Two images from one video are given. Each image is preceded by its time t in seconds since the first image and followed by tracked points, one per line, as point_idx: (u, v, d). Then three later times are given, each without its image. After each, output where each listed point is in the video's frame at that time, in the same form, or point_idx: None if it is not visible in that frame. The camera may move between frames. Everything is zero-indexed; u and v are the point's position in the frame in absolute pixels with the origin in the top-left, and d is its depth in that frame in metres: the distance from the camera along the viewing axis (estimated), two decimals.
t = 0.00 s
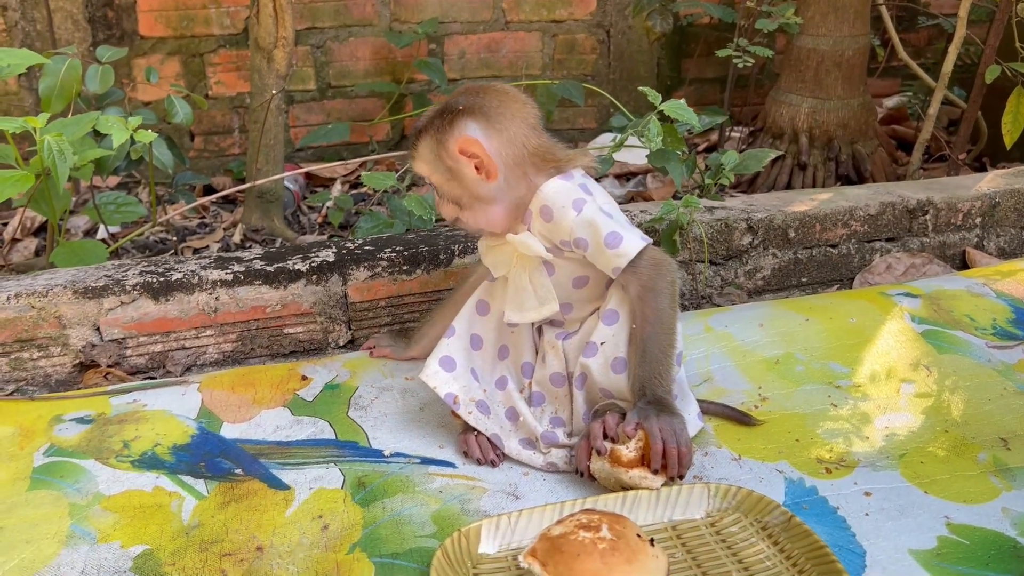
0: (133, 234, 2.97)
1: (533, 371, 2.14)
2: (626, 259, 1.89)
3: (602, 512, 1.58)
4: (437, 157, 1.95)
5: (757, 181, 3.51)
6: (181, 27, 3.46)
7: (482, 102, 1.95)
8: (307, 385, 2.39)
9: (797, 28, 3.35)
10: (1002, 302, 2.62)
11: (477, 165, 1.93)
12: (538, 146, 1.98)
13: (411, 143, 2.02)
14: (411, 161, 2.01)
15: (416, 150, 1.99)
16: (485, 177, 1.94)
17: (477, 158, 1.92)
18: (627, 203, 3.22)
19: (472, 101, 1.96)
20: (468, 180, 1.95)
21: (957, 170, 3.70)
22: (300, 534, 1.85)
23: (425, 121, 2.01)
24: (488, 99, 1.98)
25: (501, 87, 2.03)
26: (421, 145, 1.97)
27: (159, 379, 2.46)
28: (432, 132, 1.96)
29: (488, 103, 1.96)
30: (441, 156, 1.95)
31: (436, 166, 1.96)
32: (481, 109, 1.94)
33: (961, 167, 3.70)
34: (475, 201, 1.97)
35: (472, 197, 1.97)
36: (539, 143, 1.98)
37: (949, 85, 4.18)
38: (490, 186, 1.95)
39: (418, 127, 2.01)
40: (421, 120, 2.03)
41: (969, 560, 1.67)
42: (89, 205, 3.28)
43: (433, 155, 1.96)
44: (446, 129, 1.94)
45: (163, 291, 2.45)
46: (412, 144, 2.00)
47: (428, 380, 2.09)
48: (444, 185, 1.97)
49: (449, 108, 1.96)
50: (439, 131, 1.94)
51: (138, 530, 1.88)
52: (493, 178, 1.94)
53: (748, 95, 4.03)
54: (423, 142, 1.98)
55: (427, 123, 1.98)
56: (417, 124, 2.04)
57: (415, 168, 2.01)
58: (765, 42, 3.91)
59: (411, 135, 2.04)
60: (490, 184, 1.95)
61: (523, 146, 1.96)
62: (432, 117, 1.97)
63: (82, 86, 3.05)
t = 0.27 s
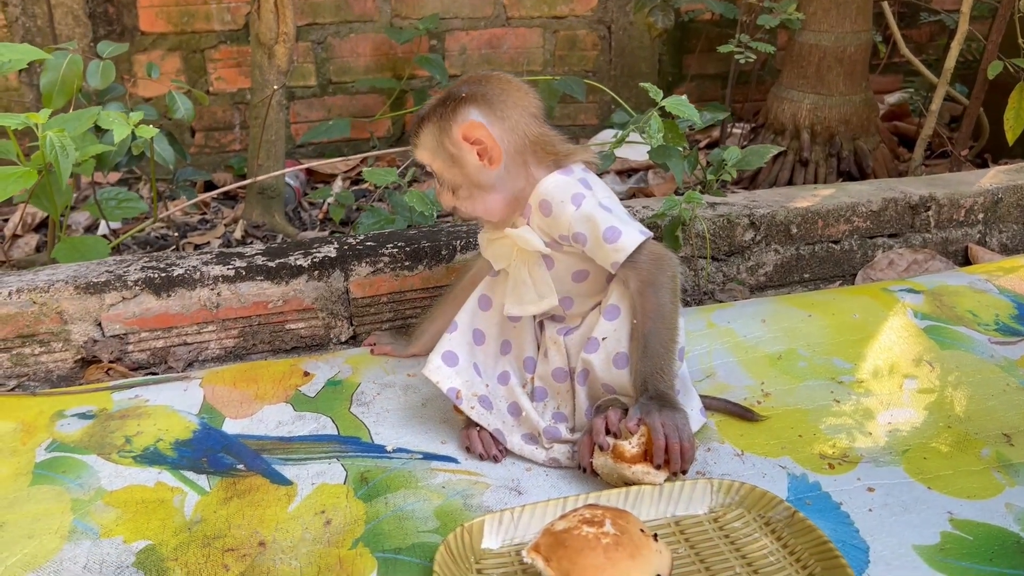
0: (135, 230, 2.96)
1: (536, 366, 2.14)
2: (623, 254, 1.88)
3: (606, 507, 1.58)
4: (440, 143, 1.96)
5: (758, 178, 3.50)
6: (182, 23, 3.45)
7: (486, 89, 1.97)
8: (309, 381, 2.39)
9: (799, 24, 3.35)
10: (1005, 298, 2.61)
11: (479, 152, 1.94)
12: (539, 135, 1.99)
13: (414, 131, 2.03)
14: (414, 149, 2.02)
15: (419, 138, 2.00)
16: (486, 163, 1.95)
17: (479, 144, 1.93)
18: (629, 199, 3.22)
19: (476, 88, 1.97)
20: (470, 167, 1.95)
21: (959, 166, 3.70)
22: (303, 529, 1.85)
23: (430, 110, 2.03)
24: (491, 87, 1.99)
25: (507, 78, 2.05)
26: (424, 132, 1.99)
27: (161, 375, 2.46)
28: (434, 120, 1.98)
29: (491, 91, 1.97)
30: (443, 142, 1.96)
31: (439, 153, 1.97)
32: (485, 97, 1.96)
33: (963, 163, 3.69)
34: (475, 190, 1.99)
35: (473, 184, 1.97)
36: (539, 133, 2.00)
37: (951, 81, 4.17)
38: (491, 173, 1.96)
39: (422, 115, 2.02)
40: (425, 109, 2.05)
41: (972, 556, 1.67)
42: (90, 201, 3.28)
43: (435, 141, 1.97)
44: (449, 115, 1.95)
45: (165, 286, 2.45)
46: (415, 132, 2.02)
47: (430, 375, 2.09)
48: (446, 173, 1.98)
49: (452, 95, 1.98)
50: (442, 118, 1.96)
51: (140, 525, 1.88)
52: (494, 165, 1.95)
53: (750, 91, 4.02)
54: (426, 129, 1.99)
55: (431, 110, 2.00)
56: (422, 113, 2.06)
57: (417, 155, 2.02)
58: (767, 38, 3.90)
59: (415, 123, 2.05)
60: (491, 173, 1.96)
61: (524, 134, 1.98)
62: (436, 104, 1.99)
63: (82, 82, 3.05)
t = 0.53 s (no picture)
0: (135, 225, 2.95)
1: (537, 360, 2.13)
2: (622, 247, 1.87)
3: (610, 501, 1.58)
4: (464, 127, 1.90)
5: (760, 173, 3.50)
6: (182, 19, 3.44)
7: (503, 71, 1.95)
8: (311, 376, 2.38)
9: (801, 19, 3.34)
10: (1008, 293, 2.61)
11: (506, 134, 1.91)
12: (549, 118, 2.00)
13: (426, 117, 1.94)
14: (426, 135, 1.92)
15: (433, 124, 1.91)
16: (512, 146, 1.92)
17: (509, 126, 1.90)
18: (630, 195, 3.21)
19: (493, 71, 1.94)
20: (496, 150, 1.92)
21: (961, 162, 3.69)
22: (305, 523, 1.85)
23: (438, 96, 1.95)
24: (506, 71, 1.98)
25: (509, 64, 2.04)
26: (444, 116, 1.91)
27: (162, 370, 2.45)
28: (453, 104, 1.92)
29: (510, 72, 1.96)
30: (467, 126, 1.90)
31: (462, 137, 1.90)
32: (506, 79, 1.94)
33: (965, 159, 3.68)
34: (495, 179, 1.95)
35: (497, 170, 1.94)
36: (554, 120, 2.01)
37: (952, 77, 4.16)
38: (514, 156, 1.93)
39: (434, 101, 1.95)
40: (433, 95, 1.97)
41: (978, 550, 1.67)
42: (90, 196, 3.27)
43: (459, 125, 1.90)
44: (474, 97, 1.91)
45: (166, 281, 2.44)
46: (428, 118, 1.92)
47: (432, 369, 2.08)
48: (468, 158, 1.92)
49: (469, 79, 1.93)
50: (467, 100, 1.91)
51: (142, 519, 1.87)
52: (521, 148, 1.92)
53: (751, 88, 4.01)
54: (444, 113, 1.91)
55: (447, 95, 1.93)
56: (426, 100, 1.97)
57: (428, 142, 1.92)
58: (768, 34, 3.89)
59: (419, 111, 1.96)
60: (514, 158, 1.94)
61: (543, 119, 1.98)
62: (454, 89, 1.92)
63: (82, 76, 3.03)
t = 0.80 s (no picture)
0: (134, 224, 2.94)
1: (541, 360, 2.13)
2: (654, 249, 1.93)
3: (614, 502, 1.57)
4: (581, 100, 1.91)
5: (759, 173, 3.50)
6: (180, 17, 3.43)
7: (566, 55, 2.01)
8: (311, 374, 2.38)
9: (800, 18, 3.34)
10: (1009, 292, 2.61)
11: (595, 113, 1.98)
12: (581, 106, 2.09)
13: (545, 85, 1.84)
14: (551, 104, 1.84)
15: (558, 93, 1.85)
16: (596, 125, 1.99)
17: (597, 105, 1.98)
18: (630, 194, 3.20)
19: (566, 53, 1.98)
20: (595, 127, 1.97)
21: (960, 161, 3.69)
22: (308, 524, 1.84)
23: (529, 67, 1.87)
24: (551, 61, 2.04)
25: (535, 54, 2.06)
26: (566, 87, 1.87)
27: (162, 369, 2.45)
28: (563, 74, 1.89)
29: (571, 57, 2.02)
30: (582, 99, 1.91)
31: (580, 110, 1.89)
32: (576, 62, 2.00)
33: (964, 158, 3.69)
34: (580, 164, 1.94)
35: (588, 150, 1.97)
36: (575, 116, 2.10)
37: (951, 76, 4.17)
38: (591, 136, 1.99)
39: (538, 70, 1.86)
40: (522, 67, 1.87)
41: (981, 549, 1.67)
42: (89, 196, 3.26)
43: (577, 97, 1.89)
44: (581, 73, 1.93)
45: (166, 280, 2.43)
46: (552, 86, 1.85)
47: (433, 370, 2.08)
48: (581, 133, 1.91)
49: (558, 56, 1.92)
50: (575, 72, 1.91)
51: (143, 520, 1.86)
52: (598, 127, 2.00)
53: (750, 86, 4.01)
54: (566, 83, 1.87)
55: (555, 67, 1.88)
56: (517, 71, 1.86)
57: (551, 111, 1.84)
58: (767, 33, 3.89)
59: (521, 80, 1.84)
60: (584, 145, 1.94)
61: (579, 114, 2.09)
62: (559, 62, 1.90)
63: (81, 75, 3.02)
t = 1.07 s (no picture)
0: (130, 226, 2.93)
1: (541, 364, 2.14)
2: (675, 265, 1.98)
3: (611, 507, 1.57)
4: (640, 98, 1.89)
5: (755, 174, 3.51)
6: (176, 18, 3.42)
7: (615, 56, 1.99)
8: (308, 373, 2.38)
9: (797, 20, 3.34)
10: (1005, 294, 2.61)
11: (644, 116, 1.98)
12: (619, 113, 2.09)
13: (610, 77, 1.81)
14: (617, 97, 1.82)
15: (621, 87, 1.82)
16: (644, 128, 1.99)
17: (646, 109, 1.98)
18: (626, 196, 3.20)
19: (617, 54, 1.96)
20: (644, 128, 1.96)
21: (956, 162, 3.70)
22: (305, 529, 1.84)
23: (590, 60, 1.84)
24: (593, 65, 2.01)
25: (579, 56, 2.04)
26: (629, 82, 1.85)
27: (158, 371, 2.44)
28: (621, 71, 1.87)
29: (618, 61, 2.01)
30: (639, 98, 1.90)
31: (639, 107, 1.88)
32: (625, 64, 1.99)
33: (960, 159, 3.69)
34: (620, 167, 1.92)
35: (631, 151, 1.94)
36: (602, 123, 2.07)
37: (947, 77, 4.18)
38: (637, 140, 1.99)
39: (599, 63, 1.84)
40: (583, 59, 1.84)
41: (978, 553, 1.67)
42: (84, 197, 3.25)
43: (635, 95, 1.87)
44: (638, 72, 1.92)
45: (162, 283, 2.43)
46: (616, 79, 1.82)
47: (430, 375, 2.09)
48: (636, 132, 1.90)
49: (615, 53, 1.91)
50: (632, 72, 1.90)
51: (140, 525, 1.86)
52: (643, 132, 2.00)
53: (746, 87, 4.01)
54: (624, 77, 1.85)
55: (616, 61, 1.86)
56: (577, 62, 1.84)
57: (615, 104, 1.82)
58: (763, 34, 3.90)
59: (584, 72, 1.81)
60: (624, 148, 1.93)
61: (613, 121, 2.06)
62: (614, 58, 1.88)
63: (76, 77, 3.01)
